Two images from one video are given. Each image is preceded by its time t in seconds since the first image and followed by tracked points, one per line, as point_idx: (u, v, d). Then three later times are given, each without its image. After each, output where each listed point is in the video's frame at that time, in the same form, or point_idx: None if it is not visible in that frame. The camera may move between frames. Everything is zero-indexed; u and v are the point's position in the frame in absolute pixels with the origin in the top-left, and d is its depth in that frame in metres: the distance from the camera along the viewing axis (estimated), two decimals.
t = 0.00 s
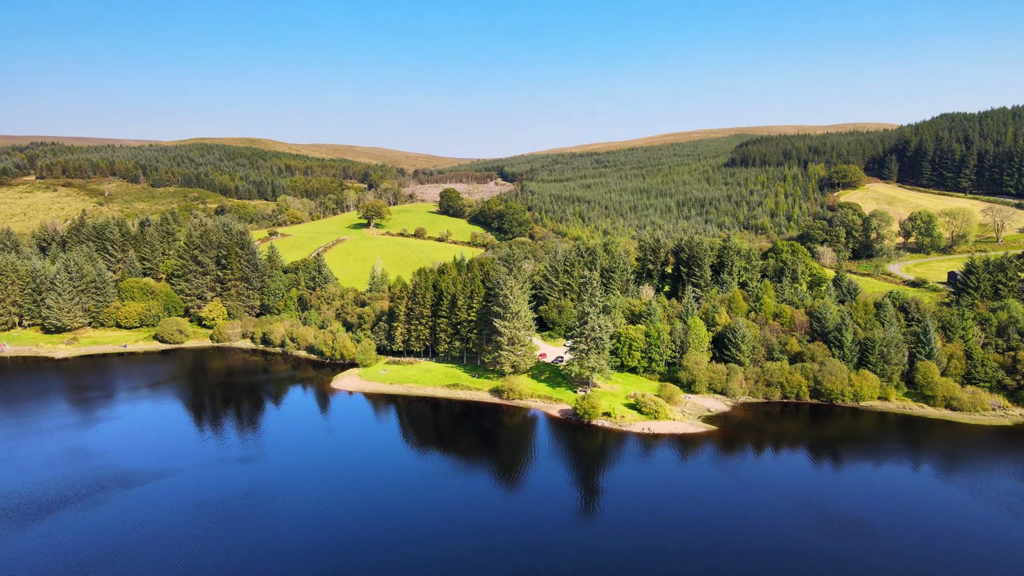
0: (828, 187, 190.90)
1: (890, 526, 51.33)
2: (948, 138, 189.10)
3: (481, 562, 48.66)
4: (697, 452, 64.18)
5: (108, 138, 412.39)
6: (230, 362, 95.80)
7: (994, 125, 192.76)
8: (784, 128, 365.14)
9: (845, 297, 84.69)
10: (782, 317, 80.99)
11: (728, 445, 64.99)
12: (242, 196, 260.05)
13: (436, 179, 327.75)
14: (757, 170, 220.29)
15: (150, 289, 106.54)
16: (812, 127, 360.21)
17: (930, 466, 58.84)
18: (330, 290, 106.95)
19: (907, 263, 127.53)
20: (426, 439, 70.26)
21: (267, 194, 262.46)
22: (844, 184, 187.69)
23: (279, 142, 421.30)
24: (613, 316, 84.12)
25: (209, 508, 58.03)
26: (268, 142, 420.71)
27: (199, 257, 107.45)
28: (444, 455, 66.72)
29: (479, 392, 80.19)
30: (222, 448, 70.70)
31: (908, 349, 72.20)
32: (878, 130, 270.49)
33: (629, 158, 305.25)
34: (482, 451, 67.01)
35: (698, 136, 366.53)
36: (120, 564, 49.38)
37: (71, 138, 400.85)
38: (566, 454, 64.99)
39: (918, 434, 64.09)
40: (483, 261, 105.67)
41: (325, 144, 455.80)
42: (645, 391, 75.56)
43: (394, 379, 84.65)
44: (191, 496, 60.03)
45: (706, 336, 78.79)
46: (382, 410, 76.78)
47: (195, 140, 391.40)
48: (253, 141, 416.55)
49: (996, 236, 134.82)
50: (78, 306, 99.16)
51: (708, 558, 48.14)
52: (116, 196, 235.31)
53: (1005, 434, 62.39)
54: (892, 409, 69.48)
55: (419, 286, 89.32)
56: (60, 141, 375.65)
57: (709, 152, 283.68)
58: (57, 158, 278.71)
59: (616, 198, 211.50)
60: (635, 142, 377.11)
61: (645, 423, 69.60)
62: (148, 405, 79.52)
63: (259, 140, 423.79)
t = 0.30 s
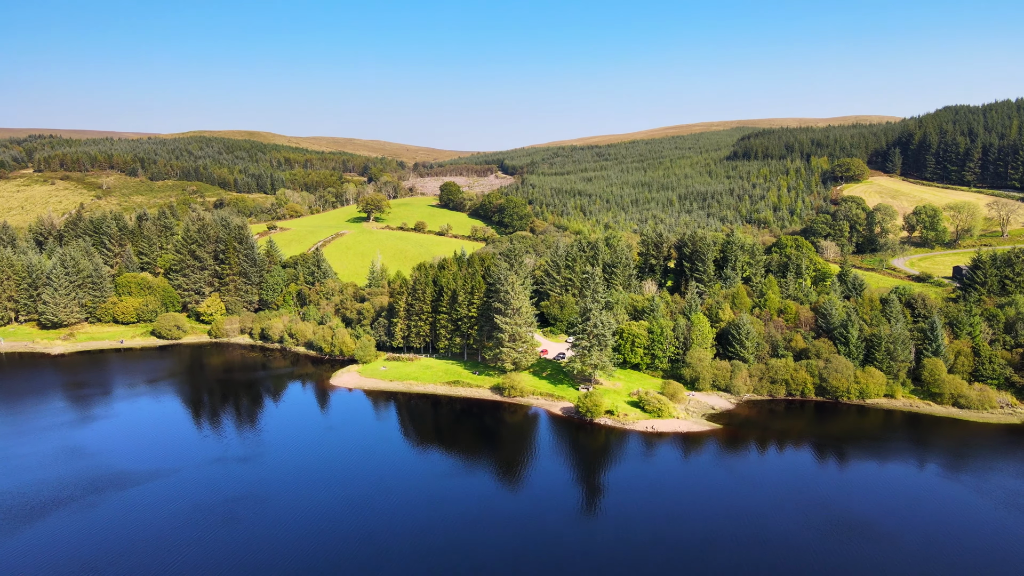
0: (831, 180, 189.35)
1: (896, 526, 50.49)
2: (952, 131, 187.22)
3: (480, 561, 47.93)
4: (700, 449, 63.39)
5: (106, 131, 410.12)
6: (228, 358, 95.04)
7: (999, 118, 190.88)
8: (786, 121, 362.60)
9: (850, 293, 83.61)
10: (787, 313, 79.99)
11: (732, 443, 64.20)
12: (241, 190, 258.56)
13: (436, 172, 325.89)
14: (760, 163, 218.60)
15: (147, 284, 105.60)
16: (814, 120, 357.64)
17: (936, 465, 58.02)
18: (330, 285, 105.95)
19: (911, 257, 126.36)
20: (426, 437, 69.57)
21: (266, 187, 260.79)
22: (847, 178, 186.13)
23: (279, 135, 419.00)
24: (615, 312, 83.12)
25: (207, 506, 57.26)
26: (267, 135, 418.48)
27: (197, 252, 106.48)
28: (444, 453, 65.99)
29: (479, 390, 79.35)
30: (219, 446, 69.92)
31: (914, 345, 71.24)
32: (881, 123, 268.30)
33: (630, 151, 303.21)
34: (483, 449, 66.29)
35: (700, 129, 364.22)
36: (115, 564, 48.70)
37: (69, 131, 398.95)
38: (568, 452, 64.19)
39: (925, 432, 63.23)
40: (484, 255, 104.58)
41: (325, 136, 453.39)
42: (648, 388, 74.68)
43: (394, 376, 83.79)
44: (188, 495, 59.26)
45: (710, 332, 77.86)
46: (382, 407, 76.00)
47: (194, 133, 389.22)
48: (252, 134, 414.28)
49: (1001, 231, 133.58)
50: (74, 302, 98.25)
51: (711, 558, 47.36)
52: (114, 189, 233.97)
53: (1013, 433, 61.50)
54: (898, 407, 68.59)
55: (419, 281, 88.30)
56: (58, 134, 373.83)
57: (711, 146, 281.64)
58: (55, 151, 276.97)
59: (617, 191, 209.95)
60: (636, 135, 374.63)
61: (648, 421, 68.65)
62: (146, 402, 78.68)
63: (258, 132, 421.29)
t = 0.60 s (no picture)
0: (834, 174, 187.81)
1: (902, 527, 49.64)
2: (957, 124, 185.40)
3: (481, 561, 47.23)
4: (703, 447, 62.63)
5: (104, 124, 407.36)
6: (226, 354, 94.30)
7: (1004, 111, 188.98)
8: (788, 114, 360.05)
9: (856, 289, 82.61)
10: (792, 309, 79.01)
11: (735, 441, 63.41)
12: (240, 183, 256.92)
13: (437, 165, 323.92)
14: (762, 157, 216.83)
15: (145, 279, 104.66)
16: (817, 113, 354.99)
17: (942, 464, 57.16)
18: (328, 281, 104.93)
19: (916, 252, 125.24)
20: (426, 434, 68.89)
21: (265, 181, 259.17)
22: (850, 171, 184.57)
23: (278, 128, 416.56)
24: (618, 308, 82.19)
25: (205, 505, 56.58)
26: (267, 128, 416.02)
27: (195, 247, 105.51)
28: (445, 451, 65.29)
29: (480, 387, 78.49)
30: (217, 443, 69.16)
31: (921, 342, 70.32)
32: (884, 116, 266.13)
33: (631, 144, 301.22)
34: (483, 447, 65.59)
35: (701, 121, 361.72)
36: (112, 563, 48.18)
37: (67, 124, 396.80)
38: (570, 451, 63.44)
39: (930, 431, 62.38)
40: (484, 251, 103.57)
41: (325, 129, 450.68)
42: (651, 386, 73.79)
43: (394, 373, 82.90)
44: (185, 493, 58.58)
45: (714, 329, 76.92)
46: (382, 405, 75.26)
47: (193, 126, 386.96)
48: (252, 127, 411.81)
49: (1006, 225, 132.30)
50: (71, 297, 97.35)
51: (714, 559, 46.59)
52: (113, 182, 232.48)
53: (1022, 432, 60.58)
54: (905, 404, 67.70)
55: (419, 277, 87.42)
56: (57, 127, 371.92)
57: (713, 139, 279.48)
58: (53, 144, 275.21)
59: (619, 185, 208.33)
60: (637, 128, 372.06)
61: (652, 420, 67.70)
62: (143, 400, 77.85)
63: (257, 125, 418.72)
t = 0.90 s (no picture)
0: (837, 168, 186.21)
1: (908, 527, 48.91)
2: (961, 117, 183.58)
3: (481, 561, 46.49)
4: (707, 446, 61.86)
5: (101, 116, 404.50)
6: (225, 350, 93.59)
7: (1009, 104, 187.12)
8: (789, 107, 357.46)
9: (861, 285, 81.54)
10: (797, 306, 78.06)
11: (739, 440, 62.65)
12: (239, 177, 255.33)
13: (437, 158, 322.17)
14: (765, 150, 215.07)
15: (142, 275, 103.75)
16: (819, 106, 352.13)
17: (948, 464, 56.32)
18: (327, 277, 104.01)
19: (920, 247, 124.13)
20: (427, 433, 68.08)
21: (265, 174, 257.50)
22: (854, 165, 183.01)
23: (277, 121, 414.03)
24: (620, 305, 81.27)
25: (202, 504, 55.85)
26: (266, 120, 413.47)
27: (192, 242, 104.66)
28: (446, 449, 64.51)
29: (481, 385, 77.67)
30: (215, 442, 68.34)
31: (928, 340, 69.44)
32: (887, 109, 264.02)
33: (633, 137, 299.11)
34: (484, 445, 64.90)
35: (703, 114, 359.30)
36: (109, 561, 47.77)
37: (65, 116, 394.33)
38: (572, 450, 62.63)
39: (938, 430, 61.48)
40: (485, 246, 102.53)
41: (324, 121, 447.73)
42: (654, 384, 72.96)
43: (394, 371, 82.09)
44: (181, 491, 57.86)
45: (718, 326, 76.04)
46: (382, 403, 74.48)
47: (191, 118, 384.48)
48: (251, 119, 409.25)
49: (1012, 220, 131.05)
50: (67, 293, 96.51)
51: (716, 558, 45.98)
52: (110, 176, 230.93)
53: None
54: (912, 403, 66.71)
55: (418, 273, 86.46)
56: (55, 120, 369.64)
57: (715, 132, 277.38)
58: (51, 137, 273.37)
59: (620, 178, 206.76)
60: (638, 121, 369.50)
61: (655, 419, 66.65)
62: (140, 397, 77.01)
63: (256, 118, 416.02)
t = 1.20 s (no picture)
0: (840, 162, 184.60)
1: (912, 527, 48.25)
2: (965, 110, 181.88)
3: (481, 562, 45.84)
4: (710, 445, 61.18)
5: (99, 109, 401.88)
6: (223, 348, 92.75)
7: (1014, 97, 185.22)
8: (791, 99, 354.81)
9: (867, 282, 80.58)
10: (802, 304, 77.10)
11: (743, 438, 61.95)
12: (238, 170, 253.49)
13: (437, 152, 320.04)
14: (767, 144, 213.27)
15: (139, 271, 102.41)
16: (821, 98, 349.65)
17: (954, 464, 55.51)
18: (326, 273, 102.95)
19: (925, 242, 122.95)
20: (427, 431, 67.52)
21: (263, 168, 255.75)
22: (857, 159, 181.43)
23: (276, 114, 411.31)
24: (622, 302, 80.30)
25: (199, 502, 55.32)
26: (265, 113, 410.67)
27: (189, 238, 103.64)
28: (447, 448, 63.98)
29: (482, 384, 76.74)
30: (213, 439, 67.73)
31: (935, 338, 68.57)
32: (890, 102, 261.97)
33: (634, 130, 296.94)
34: (484, 445, 64.12)
35: (704, 107, 356.71)
36: (105, 561, 47.19)
37: (63, 109, 391.86)
38: (574, 449, 62.00)
39: (944, 430, 60.71)
40: (485, 242, 101.44)
41: (323, 114, 444.92)
42: (657, 383, 72.02)
43: (393, 369, 81.18)
44: (178, 490, 57.24)
45: (722, 324, 75.13)
46: (381, 401, 73.63)
47: (190, 111, 381.78)
48: (249, 112, 406.47)
49: (1017, 215, 129.84)
50: (63, 290, 95.47)
51: (717, 557, 45.47)
52: (108, 170, 229.26)
53: None
54: (919, 403, 65.84)
55: (418, 270, 85.49)
56: (53, 113, 366.91)
57: (716, 125, 275.28)
58: (48, 130, 271.34)
59: (621, 172, 205.05)
60: (639, 114, 366.93)
61: (659, 419, 65.75)
62: (137, 395, 76.24)
63: (254, 111, 413.18)
